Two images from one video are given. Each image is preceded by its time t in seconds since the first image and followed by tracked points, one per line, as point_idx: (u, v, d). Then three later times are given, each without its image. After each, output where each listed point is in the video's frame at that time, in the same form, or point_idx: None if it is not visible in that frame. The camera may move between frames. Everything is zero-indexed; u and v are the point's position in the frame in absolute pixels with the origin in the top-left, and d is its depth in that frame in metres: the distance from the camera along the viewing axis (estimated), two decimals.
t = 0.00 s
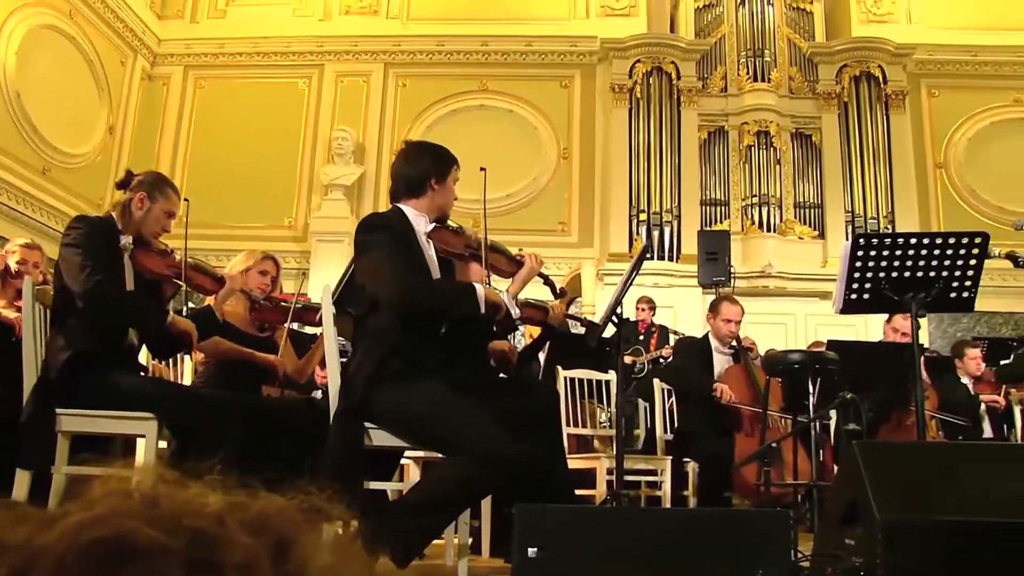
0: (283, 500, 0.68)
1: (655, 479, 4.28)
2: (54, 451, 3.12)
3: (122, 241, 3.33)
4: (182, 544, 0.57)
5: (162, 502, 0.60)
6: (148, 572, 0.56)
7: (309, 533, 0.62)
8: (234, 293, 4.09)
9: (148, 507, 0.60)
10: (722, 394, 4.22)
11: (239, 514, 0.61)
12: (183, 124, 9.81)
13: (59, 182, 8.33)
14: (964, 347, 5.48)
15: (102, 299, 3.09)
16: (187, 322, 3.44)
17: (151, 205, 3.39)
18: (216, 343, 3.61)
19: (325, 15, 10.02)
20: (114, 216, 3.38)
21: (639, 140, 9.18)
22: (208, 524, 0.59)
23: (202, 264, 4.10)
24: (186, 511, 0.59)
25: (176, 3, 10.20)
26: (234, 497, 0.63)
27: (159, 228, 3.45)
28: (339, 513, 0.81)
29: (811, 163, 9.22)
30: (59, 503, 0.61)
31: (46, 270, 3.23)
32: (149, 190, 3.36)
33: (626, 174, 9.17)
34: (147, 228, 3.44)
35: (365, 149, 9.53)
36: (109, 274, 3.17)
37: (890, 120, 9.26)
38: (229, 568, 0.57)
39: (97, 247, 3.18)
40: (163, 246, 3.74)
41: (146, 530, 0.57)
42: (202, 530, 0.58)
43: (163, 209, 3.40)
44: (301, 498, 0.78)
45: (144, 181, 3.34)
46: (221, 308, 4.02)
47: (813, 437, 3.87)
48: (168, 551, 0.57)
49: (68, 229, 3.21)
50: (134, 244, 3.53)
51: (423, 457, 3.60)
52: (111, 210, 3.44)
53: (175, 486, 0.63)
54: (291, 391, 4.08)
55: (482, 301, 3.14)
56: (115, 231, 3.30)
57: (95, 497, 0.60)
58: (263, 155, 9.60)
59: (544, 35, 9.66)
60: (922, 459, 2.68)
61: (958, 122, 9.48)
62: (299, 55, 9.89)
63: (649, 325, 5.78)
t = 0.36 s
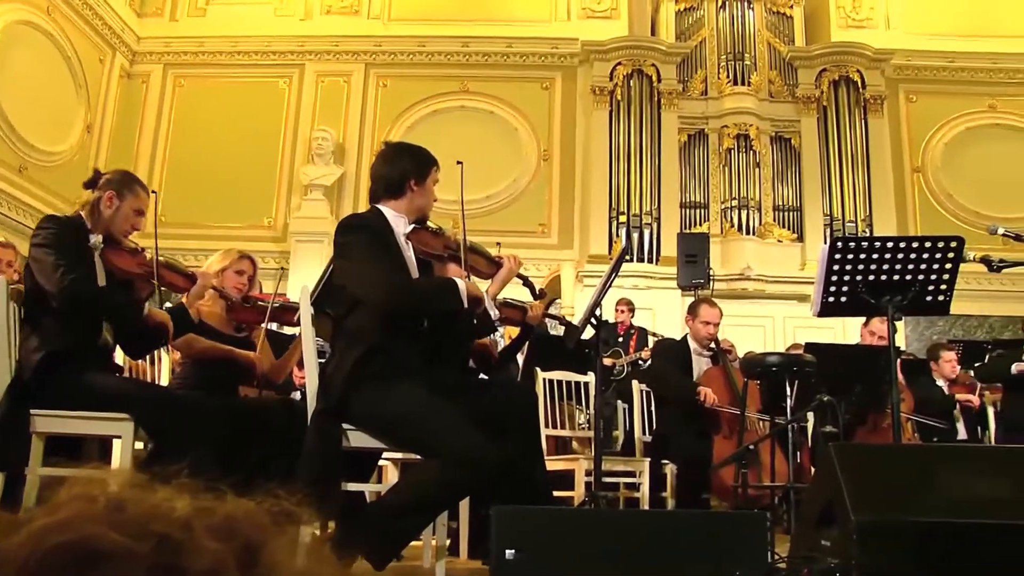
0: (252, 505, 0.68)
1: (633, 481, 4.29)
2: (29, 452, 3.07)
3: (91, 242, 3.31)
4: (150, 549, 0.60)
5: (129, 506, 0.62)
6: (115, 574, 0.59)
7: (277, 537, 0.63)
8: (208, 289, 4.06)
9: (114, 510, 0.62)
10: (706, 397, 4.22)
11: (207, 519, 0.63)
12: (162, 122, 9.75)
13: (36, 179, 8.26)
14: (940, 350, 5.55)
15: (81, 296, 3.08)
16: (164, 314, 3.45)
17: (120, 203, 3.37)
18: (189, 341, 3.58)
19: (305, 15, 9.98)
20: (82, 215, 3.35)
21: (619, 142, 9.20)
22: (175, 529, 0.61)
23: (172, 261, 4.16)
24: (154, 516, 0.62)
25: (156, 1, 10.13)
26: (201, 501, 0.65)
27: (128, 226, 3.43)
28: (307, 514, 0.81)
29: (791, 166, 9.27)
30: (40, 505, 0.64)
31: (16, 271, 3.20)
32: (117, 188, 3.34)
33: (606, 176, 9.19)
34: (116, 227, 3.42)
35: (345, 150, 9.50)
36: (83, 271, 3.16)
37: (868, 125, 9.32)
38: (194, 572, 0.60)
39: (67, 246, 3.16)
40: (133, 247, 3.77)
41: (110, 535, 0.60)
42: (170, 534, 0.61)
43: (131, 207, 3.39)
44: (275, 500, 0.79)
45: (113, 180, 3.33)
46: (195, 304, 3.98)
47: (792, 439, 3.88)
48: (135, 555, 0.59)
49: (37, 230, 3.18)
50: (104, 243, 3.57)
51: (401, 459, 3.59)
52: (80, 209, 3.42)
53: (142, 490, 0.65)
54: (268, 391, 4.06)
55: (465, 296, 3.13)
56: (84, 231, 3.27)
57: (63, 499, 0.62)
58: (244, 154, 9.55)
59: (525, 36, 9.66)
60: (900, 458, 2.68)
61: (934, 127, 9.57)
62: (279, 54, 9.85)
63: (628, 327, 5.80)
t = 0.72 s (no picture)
0: (223, 510, 0.67)
1: (614, 483, 4.30)
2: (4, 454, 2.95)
3: (62, 241, 3.30)
4: (119, 555, 0.59)
5: (101, 511, 0.59)
6: None
7: (254, 542, 0.62)
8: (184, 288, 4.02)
9: (86, 514, 0.59)
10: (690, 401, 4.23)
11: (177, 527, 0.61)
12: (143, 122, 9.70)
13: (16, 178, 8.21)
14: (918, 353, 5.61)
15: (58, 286, 3.07)
16: (142, 302, 3.33)
17: (89, 202, 3.36)
18: (166, 337, 3.56)
19: (289, 15, 9.95)
20: (52, 216, 3.32)
21: (601, 145, 9.21)
22: (147, 537, 0.60)
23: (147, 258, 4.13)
24: (124, 522, 0.60)
25: None
26: (173, 506, 0.63)
27: (100, 224, 3.40)
28: (278, 517, 0.80)
29: (772, 169, 9.33)
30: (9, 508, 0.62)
31: None
32: (86, 187, 3.34)
33: (589, 177, 9.20)
34: (87, 226, 3.39)
35: (327, 150, 9.49)
36: (57, 268, 3.14)
37: (849, 129, 9.37)
38: None
39: (40, 245, 3.13)
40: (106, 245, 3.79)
41: (79, 542, 0.58)
42: (143, 543, 0.59)
43: (102, 206, 3.38)
44: (251, 502, 0.80)
45: (82, 180, 3.33)
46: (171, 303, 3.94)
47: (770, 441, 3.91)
48: (104, 561, 0.58)
49: (8, 229, 3.14)
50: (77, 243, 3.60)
51: (380, 460, 3.59)
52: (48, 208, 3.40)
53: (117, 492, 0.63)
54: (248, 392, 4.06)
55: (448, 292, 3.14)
56: (56, 231, 3.24)
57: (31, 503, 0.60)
58: (226, 153, 9.53)
59: (508, 38, 9.67)
60: (873, 465, 2.67)
61: (915, 131, 9.66)
62: (262, 54, 9.82)
63: (609, 329, 5.83)
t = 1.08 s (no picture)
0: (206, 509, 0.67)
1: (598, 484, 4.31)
2: None
3: (42, 241, 3.28)
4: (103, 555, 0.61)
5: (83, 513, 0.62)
6: None
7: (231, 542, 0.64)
8: (166, 287, 4.09)
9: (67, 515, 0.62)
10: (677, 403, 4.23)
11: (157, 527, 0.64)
12: (127, 121, 9.65)
13: None
14: (901, 355, 5.65)
15: (46, 283, 3.06)
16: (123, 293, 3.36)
17: (67, 199, 3.35)
18: (149, 336, 3.57)
19: (274, 15, 9.93)
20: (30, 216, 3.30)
21: (587, 147, 9.22)
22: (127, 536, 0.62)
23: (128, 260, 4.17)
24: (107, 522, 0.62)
25: None
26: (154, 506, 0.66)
27: (78, 222, 3.40)
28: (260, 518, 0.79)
29: (756, 172, 9.37)
30: None
31: None
32: (63, 185, 3.33)
33: (574, 179, 9.22)
34: (66, 225, 3.39)
35: (313, 151, 9.47)
36: (41, 266, 3.11)
37: (833, 131, 9.42)
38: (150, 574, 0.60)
39: (22, 244, 3.10)
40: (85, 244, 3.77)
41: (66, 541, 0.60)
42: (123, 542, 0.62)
43: (80, 203, 3.37)
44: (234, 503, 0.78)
45: (59, 178, 3.32)
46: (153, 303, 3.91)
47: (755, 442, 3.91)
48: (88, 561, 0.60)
49: None
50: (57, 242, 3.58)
51: (364, 461, 3.59)
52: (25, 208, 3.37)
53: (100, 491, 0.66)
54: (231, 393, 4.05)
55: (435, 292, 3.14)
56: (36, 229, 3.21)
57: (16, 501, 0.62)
58: (212, 154, 9.51)
59: (494, 40, 9.69)
60: (855, 467, 2.71)
61: (899, 133, 9.71)
62: (247, 55, 9.80)
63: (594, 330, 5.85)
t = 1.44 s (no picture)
0: (180, 520, 0.67)
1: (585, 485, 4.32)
2: None
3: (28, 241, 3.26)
4: (76, 565, 0.61)
5: (55, 522, 0.63)
6: None
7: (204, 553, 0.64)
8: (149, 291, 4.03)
9: (41, 525, 0.62)
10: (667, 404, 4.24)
11: (132, 536, 0.65)
12: (116, 120, 9.61)
13: None
14: (889, 357, 5.67)
15: (38, 282, 3.08)
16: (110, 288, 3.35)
17: (55, 199, 3.34)
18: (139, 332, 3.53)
19: (264, 15, 9.91)
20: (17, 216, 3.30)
21: (577, 149, 9.24)
22: (100, 544, 0.62)
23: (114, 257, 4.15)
24: (79, 533, 0.62)
25: None
26: (129, 515, 0.66)
27: (66, 222, 3.39)
28: (239, 529, 0.79)
29: (745, 174, 9.40)
30: None
31: None
32: (49, 184, 3.32)
33: (563, 180, 9.22)
34: (53, 225, 3.37)
35: (302, 151, 9.47)
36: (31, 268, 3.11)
37: (822, 134, 9.45)
38: None
39: (12, 246, 3.10)
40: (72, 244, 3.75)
41: (39, 553, 0.60)
42: (97, 550, 0.62)
43: (68, 203, 3.36)
44: (212, 511, 0.78)
45: (45, 178, 3.30)
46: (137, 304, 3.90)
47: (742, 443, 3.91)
48: (59, 570, 0.60)
49: None
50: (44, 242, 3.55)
51: (351, 463, 3.59)
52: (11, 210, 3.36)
53: (72, 502, 0.66)
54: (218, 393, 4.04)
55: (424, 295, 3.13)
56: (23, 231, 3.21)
57: None
58: (200, 153, 9.49)
59: (484, 41, 9.69)
60: (842, 469, 2.72)
61: (887, 135, 9.75)
62: (237, 55, 9.78)
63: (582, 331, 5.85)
